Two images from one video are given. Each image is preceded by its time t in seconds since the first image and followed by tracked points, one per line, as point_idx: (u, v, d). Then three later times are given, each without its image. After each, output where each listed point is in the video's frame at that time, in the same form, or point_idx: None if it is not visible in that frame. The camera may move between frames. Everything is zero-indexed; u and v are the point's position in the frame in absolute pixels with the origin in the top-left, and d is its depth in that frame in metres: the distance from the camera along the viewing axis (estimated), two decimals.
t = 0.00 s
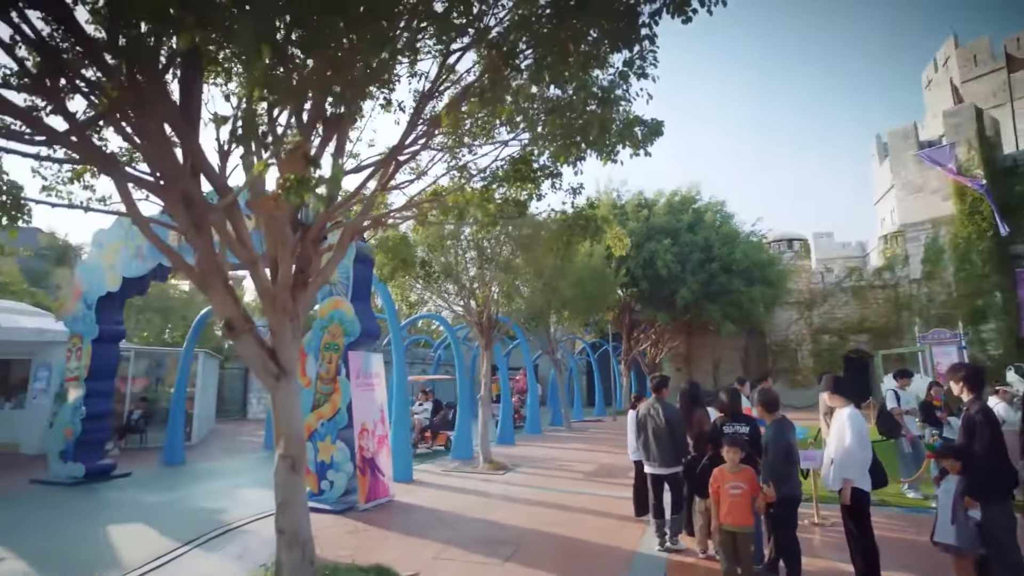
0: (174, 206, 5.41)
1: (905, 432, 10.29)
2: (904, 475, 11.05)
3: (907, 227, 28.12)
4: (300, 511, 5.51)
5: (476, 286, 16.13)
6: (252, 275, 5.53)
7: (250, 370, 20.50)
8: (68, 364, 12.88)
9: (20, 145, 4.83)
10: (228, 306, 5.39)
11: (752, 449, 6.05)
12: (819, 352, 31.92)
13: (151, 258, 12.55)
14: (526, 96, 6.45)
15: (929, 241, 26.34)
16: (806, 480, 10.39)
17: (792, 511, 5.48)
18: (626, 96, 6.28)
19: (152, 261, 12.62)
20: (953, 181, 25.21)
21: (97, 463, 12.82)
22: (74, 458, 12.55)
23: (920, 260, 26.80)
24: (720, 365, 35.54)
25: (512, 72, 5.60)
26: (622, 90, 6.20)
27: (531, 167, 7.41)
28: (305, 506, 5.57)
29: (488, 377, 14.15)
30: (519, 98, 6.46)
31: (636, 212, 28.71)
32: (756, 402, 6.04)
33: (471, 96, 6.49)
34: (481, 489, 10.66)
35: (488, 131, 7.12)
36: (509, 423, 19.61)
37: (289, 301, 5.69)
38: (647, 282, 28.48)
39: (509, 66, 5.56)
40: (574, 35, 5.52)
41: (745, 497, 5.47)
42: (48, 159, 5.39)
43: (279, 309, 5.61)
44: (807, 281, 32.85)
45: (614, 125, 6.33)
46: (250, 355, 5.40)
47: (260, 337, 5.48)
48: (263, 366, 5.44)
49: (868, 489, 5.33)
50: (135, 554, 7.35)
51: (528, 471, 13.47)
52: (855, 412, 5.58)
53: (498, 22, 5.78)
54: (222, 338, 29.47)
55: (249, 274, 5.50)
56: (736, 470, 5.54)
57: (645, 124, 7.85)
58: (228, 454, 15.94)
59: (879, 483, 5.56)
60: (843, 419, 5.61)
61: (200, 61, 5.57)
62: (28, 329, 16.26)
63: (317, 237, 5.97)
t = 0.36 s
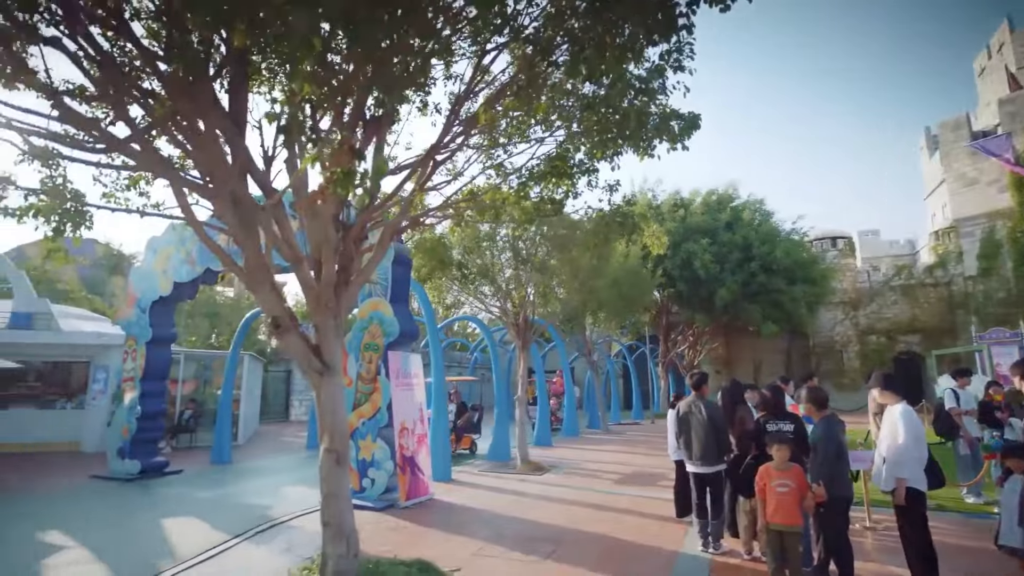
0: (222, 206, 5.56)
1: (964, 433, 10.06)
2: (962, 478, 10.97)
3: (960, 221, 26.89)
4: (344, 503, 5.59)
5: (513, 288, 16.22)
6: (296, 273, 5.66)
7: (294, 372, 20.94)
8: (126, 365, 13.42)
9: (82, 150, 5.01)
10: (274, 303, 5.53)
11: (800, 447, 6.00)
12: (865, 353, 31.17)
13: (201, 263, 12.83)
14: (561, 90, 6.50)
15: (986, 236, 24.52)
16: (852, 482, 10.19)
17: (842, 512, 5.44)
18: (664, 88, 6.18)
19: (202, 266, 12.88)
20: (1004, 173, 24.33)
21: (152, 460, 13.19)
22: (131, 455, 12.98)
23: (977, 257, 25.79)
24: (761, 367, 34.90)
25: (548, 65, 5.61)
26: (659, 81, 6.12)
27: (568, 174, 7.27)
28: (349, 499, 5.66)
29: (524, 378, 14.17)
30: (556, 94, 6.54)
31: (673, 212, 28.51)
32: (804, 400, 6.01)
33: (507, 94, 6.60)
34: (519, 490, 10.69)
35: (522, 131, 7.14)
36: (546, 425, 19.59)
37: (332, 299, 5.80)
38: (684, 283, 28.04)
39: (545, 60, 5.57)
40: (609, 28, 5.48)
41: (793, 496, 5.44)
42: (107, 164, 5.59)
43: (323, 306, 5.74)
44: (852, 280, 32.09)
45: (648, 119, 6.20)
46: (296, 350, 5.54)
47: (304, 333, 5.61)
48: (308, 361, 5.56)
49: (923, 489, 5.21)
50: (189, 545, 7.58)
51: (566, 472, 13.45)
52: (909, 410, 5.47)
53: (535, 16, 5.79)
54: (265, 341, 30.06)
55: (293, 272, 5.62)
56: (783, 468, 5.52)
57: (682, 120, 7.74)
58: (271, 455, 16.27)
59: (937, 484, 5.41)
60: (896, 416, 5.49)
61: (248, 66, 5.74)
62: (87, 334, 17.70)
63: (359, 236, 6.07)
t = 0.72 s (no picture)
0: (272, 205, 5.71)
1: None
2: None
3: None
4: (394, 496, 5.67)
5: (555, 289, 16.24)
6: (346, 271, 5.78)
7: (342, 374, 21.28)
8: (185, 366, 13.89)
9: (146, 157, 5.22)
10: (324, 301, 5.65)
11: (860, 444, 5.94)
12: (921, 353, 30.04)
13: (251, 266, 13.01)
14: (602, 86, 6.51)
15: None
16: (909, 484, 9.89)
17: (907, 511, 5.37)
18: (709, 78, 6.09)
19: (253, 270, 13.03)
20: None
21: (210, 455, 13.53)
22: (188, 452, 13.36)
23: None
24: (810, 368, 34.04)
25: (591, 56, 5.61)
26: (705, 68, 6.01)
27: (609, 170, 7.24)
28: (399, 494, 5.72)
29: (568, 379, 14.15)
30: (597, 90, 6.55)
31: (716, 209, 28.09)
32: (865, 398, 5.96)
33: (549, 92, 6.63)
34: (564, 490, 10.69)
35: (562, 128, 7.12)
36: (590, 427, 19.50)
37: (380, 296, 5.89)
38: (730, 282, 27.47)
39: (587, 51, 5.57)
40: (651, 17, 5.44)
41: (851, 494, 5.55)
42: (169, 171, 5.80)
43: (371, 302, 5.83)
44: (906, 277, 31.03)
45: (693, 111, 6.09)
46: (345, 347, 5.66)
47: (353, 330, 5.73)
48: (356, 357, 5.68)
49: (995, 488, 5.15)
50: (246, 535, 7.83)
51: (611, 473, 13.38)
52: (978, 405, 5.33)
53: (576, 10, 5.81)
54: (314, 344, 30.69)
55: (343, 270, 5.75)
56: (841, 467, 5.61)
57: (724, 113, 7.59)
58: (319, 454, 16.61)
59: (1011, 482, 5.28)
60: (964, 413, 5.36)
61: (300, 75, 5.93)
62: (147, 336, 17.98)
63: (405, 235, 6.15)
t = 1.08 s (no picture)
0: (316, 206, 5.79)
1: None
2: None
3: None
4: (435, 492, 5.69)
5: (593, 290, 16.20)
6: (386, 268, 5.85)
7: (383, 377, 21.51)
8: (232, 368, 14.22)
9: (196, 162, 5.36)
10: (365, 299, 5.73)
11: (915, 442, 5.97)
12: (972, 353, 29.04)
13: (294, 270, 13.25)
14: (638, 81, 6.45)
15: None
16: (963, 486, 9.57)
17: (970, 512, 5.32)
18: (750, 67, 5.98)
19: (296, 274, 13.28)
20: None
21: (256, 454, 13.83)
22: (236, 451, 13.70)
23: None
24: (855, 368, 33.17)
25: (629, 45, 5.58)
26: (750, 52, 5.87)
27: (647, 166, 7.16)
28: (440, 489, 5.76)
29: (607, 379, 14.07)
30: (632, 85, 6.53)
31: (755, 207, 27.65)
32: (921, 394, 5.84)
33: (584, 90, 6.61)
34: (604, 491, 10.65)
35: (595, 125, 7.04)
36: (629, 429, 19.34)
37: (420, 293, 5.93)
38: (771, 281, 26.90)
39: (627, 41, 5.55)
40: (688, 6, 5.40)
41: (910, 494, 5.54)
42: (217, 176, 5.92)
43: (412, 300, 5.88)
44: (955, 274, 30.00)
45: (734, 98, 5.96)
46: (386, 344, 5.74)
47: (393, 327, 5.79)
48: (397, 354, 5.76)
49: None
50: (292, 531, 7.99)
51: (651, 475, 13.26)
52: None
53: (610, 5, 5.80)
54: (355, 348, 31.10)
55: (383, 267, 5.81)
56: (897, 466, 5.61)
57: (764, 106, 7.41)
58: (361, 455, 16.81)
59: None
60: None
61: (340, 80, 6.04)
62: (196, 340, 17.88)
63: (444, 233, 6.16)
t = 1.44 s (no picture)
0: (352, 205, 5.85)
1: None
2: None
3: None
4: (471, 487, 5.75)
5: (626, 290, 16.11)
6: (421, 265, 5.89)
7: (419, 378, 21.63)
8: (271, 369, 14.47)
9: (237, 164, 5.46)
10: (400, 296, 5.77)
11: (968, 437, 5.93)
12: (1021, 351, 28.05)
13: (330, 273, 13.40)
14: (670, 72, 6.44)
15: None
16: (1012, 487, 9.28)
17: None
18: (788, 53, 5.90)
19: (331, 275, 13.41)
20: None
21: (295, 453, 14.07)
22: (276, 450, 13.97)
23: None
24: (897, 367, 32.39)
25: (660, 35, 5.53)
26: (788, 33, 5.76)
27: (681, 161, 7.11)
28: (475, 484, 5.80)
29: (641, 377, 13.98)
30: (663, 75, 6.57)
31: (792, 203, 27.02)
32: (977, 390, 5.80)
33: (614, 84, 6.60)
34: (640, 490, 10.59)
35: (629, 121, 6.96)
36: (665, 430, 19.16)
37: (454, 290, 5.95)
38: (810, 278, 25.96)
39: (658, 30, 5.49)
40: None
41: (966, 494, 5.42)
42: (257, 179, 6.02)
43: (446, 298, 5.91)
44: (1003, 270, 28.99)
45: (770, 85, 5.94)
46: (422, 340, 5.78)
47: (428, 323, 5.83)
48: (432, 350, 5.80)
49: None
50: (332, 527, 8.11)
51: (687, 476, 13.12)
52: None
53: None
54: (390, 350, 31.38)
55: (417, 264, 5.85)
56: (950, 463, 5.50)
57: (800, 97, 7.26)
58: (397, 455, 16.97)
59: None
60: None
61: (373, 82, 6.09)
62: (236, 342, 18.33)
63: (477, 230, 6.17)
